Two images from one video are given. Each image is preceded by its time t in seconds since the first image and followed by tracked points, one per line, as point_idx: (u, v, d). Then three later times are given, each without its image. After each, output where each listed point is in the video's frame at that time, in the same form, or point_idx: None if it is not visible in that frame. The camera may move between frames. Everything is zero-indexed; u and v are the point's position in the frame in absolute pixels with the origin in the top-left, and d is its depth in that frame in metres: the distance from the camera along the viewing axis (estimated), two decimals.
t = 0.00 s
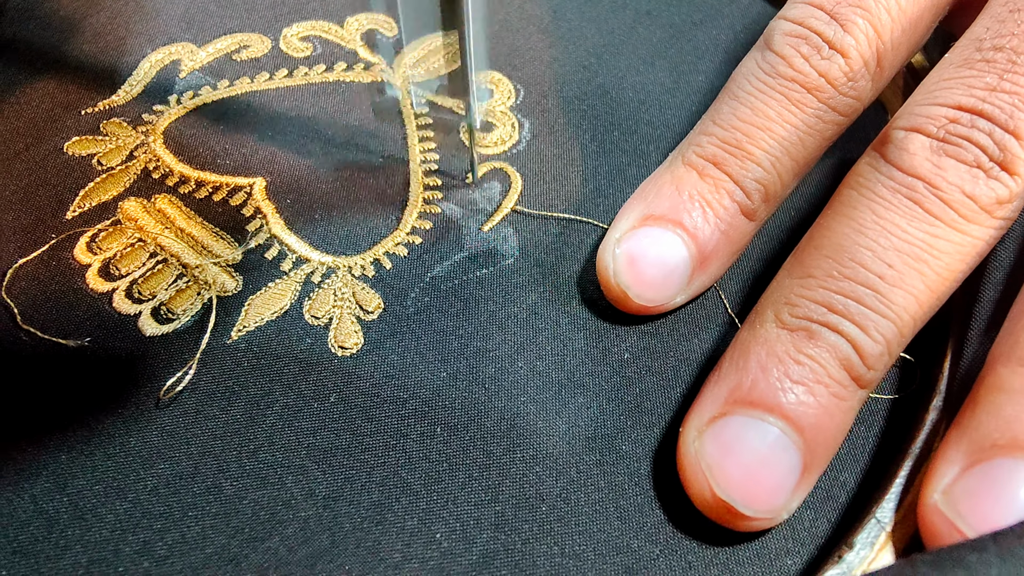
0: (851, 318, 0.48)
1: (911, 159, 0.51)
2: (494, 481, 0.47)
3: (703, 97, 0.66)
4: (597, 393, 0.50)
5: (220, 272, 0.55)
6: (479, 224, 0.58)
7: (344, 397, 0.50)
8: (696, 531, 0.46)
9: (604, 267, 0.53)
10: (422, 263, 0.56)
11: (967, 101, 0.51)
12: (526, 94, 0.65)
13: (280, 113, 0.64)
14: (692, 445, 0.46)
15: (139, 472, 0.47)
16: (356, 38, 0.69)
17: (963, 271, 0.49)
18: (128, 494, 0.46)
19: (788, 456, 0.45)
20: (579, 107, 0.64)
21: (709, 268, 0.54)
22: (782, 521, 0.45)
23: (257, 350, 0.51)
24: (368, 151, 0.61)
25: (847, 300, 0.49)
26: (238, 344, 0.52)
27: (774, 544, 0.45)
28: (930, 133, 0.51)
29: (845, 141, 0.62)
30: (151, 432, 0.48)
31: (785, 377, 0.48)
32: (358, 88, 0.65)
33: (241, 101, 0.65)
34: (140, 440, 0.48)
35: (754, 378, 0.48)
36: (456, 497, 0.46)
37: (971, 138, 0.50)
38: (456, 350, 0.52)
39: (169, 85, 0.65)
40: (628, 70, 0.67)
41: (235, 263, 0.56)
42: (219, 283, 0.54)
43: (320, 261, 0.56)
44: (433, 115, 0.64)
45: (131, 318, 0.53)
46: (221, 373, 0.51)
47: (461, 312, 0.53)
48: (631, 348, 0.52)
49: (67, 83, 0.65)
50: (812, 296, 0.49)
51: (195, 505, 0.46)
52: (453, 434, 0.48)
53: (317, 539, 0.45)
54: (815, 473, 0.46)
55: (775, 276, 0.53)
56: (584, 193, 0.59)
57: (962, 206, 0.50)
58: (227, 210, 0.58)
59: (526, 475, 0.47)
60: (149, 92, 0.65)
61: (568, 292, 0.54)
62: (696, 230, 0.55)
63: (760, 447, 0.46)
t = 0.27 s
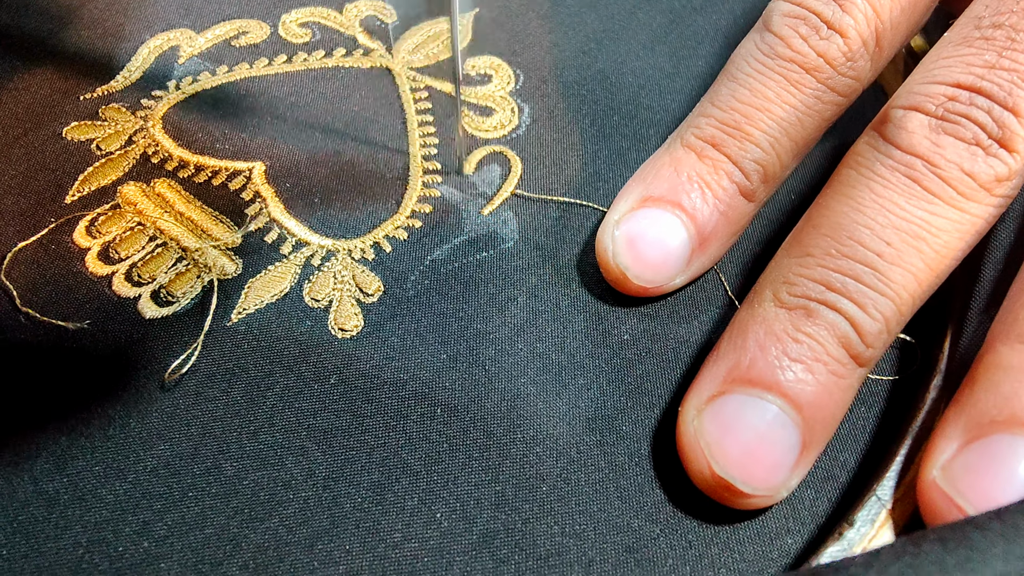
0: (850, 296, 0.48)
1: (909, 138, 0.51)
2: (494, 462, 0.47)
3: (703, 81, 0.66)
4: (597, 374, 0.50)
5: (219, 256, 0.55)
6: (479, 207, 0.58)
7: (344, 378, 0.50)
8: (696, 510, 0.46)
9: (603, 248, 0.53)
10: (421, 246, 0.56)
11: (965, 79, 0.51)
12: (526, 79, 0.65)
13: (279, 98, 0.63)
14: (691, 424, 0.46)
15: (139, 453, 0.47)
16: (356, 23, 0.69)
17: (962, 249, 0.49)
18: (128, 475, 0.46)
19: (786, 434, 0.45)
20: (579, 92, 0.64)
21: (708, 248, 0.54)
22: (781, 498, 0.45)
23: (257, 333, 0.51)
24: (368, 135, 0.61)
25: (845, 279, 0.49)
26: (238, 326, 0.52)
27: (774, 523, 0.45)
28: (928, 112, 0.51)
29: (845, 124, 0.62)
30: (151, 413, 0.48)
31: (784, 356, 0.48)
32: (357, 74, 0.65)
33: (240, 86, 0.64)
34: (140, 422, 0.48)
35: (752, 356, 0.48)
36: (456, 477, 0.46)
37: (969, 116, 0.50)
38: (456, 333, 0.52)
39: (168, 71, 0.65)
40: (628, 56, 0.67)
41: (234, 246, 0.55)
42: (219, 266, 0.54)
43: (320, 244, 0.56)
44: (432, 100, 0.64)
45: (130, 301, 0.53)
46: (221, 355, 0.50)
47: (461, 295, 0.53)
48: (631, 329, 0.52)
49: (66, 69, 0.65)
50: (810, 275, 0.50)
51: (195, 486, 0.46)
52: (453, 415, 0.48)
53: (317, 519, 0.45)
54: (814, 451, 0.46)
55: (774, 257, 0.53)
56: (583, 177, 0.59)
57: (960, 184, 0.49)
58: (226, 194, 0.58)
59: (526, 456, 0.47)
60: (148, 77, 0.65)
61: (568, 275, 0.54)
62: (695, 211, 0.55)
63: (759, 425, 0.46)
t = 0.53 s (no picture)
0: (848, 277, 0.49)
1: (907, 121, 0.52)
2: (501, 440, 0.48)
3: (705, 70, 0.67)
4: (601, 356, 0.51)
5: (230, 240, 0.56)
6: (484, 193, 0.59)
7: (353, 358, 0.51)
8: (698, 488, 0.47)
9: (606, 233, 0.54)
10: (428, 230, 0.57)
11: (962, 63, 0.52)
12: (531, 68, 0.66)
13: (287, 86, 0.64)
14: (693, 402, 0.47)
15: (153, 431, 0.48)
16: (362, 13, 0.70)
17: (958, 230, 0.50)
18: (143, 452, 0.47)
19: (785, 412, 0.46)
20: (583, 80, 0.65)
21: (709, 232, 0.55)
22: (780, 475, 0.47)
23: (268, 315, 0.52)
24: (375, 122, 0.62)
25: (843, 260, 0.50)
26: (249, 308, 0.53)
27: (773, 499, 0.46)
28: (926, 96, 0.52)
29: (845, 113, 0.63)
30: (165, 392, 0.49)
31: (783, 335, 0.49)
32: (364, 62, 0.66)
33: (249, 74, 0.65)
34: (154, 400, 0.49)
35: (751, 335, 0.49)
36: (464, 455, 0.47)
37: (965, 100, 0.51)
38: (463, 315, 0.53)
39: (177, 59, 0.66)
40: (631, 45, 0.68)
41: (244, 230, 0.56)
42: (230, 250, 0.55)
43: (328, 228, 0.57)
44: (438, 88, 0.65)
45: (143, 284, 0.53)
46: (233, 336, 0.51)
47: (468, 278, 0.54)
48: (634, 312, 0.53)
49: (76, 57, 0.66)
50: (809, 256, 0.50)
51: (208, 462, 0.47)
52: (461, 395, 0.49)
53: (327, 495, 0.46)
54: (813, 428, 0.47)
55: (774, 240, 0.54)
56: (587, 163, 0.60)
57: (957, 166, 0.50)
58: (236, 179, 0.59)
59: (532, 434, 0.48)
60: (158, 65, 0.66)
61: (573, 259, 0.55)
62: (697, 194, 0.56)
63: (759, 403, 0.47)
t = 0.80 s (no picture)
0: (847, 286, 0.49)
1: (908, 128, 0.51)
2: (492, 447, 0.47)
3: (702, 71, 0.66)
4: (594, 361, 0.50)
5: (218, 243, 0.55)
6: (477, 195, 0.58)
7: (342, 364, 0.50)
8: (691, 497, 0.46)
9: (600, 238, 0.53)
10: (420, 233, 0.56)
11: (964, 69, 0.51)
12: (525, 68, 0.65)
13: (278, 86, 0.64)
14: (688, 412, 0.46)
15: (139, 437, 0.47)
16: (354, 13, 0.69)
17: (959, 240, 0.49)
18: (128, 459, 0.46)
19: (782, 422, 0.46)
20: (577, 81, 0.64)
21: (706, 238, 0.54)
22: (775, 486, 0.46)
23: (256, 319, 0.52)
24: (366, 123, 0.62)
25: (842, 268, 0.49)
26: (236, 313, 0.52)
27: (769, 508, 0.46)
28: (927, 102, 0.51)
29: (843, 114, 0.62)
30: (151, 398, 0.48)
31: (780, 345, 0.48)
32: (355, 63, 0.65)
33: (239, 75, 0.64)
34: (139, 407, 0.48)
35: (749, 344, 0.48)
36: (454, 462, 0.47)
37: (968, 107, 0.50)
38: (454, 320, 0.52)
39: (167, 60, 0.65)
40: (626, 45, 0.67)
41: (233, 233, 0.56)
42: (218, 253, 0.55)
43: (318, 231, 0.56)
44: (431, 89, 0.64)
45: (130, 288, 0.53)
46: (220, 341, 0.51)
47: (459, 282, 0.53)
48: (628, 316, 0.52)
49: (65, 57, 0.65)
50: (807, 264, 0.50)
51: (194, 470, 0.46)
52: (451, 401, 0.49)
53: (315, 503, 0.45)
54: (808, 439, 0.46)
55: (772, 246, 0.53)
56: (581, 165, 0.60)
57: (959, 174, 0.49)
58: (225, 181, 0.58)
59: (524, 441, 0.47)
60: (147, 66, 0.65)
61: (566, 262, 0.55)
62: (694, 202, 0.55)
63: (754, 414, 0.46)
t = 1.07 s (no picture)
0: (838, 299, 0.48)
1: (903, 138, 0.50)
2: (476, 459, 0.46)
3: (694, 75, 0.65)
4: (580, 371, 0.50)
5: (202, 250, 0.54)
6: (464, 201, 0.57)
7: (325, 373, 0.49)
8: (678, 511, 0.45)
9: (588, 247, 0.52)
10: (406, 240, 0.55)
11: (960, 80, 0.50)
12: (515, 73, 0.64)
13: (265, 91, 0.63)
14: (675, 425, 0.45)
15: (118, 448, 0.46)
16: (344, 16, 0.68)
17: (952, 253, 0.49)
18: (107, 470, 0.46)
19: (771, 437, 0.45)
20: (568, 85, 0.64)
21: (696, 249, 0.53)
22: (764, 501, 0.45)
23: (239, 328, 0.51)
24: (354, 129, 0.61)
25: (834, 281, 0.48)
26: (219, 321, 0.51)
27: (756, 522, 0.45)
28: (922, 113, 0.50)
29: (837, 121, 0.61)
30: (131, 408, 0.48)
31: (770, 358, 0.47)
32: (344, 67, 0.65)
33: (226, 79, 0.64)
34: (120, 417, 0.48)
35: (738, 357, 0.47)
36: (437, 474, 0.46)
37: (963, 118, 0.49)
38: (439, 329, 0.51)
39: (154, 64, 0.65)
40: (618, 50, 0.66)
41: (218, 240, 0.55)
42: (202, 260, 0.54)
43: (304, 238, 0.56)
44: (420, 94, 0.63)
45: (112, 295, 0.52)
46: (202, 350, 0.50)
47: (445, 290, 0.53)
48: (615, 325, 0.52)
49: (51, 61, 0.65)
50: (799, 276, 0.49)
51: (174, 481, 0.46)
52: (435, 412, 0.48)
53: (295, 515, 0.45)
54: (797, 454, 0.45)
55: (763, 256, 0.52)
56: (570, 171, 0.59)
57: (953, 187, 0.49)
58: (211, 188, 0.57)
59: (508, 453, 0.47)
60: (134, 70, 0.64)
61: (553, 270, 0.54)
62: (683, 212, 0.55)
63: (743, 428, 0.45)
